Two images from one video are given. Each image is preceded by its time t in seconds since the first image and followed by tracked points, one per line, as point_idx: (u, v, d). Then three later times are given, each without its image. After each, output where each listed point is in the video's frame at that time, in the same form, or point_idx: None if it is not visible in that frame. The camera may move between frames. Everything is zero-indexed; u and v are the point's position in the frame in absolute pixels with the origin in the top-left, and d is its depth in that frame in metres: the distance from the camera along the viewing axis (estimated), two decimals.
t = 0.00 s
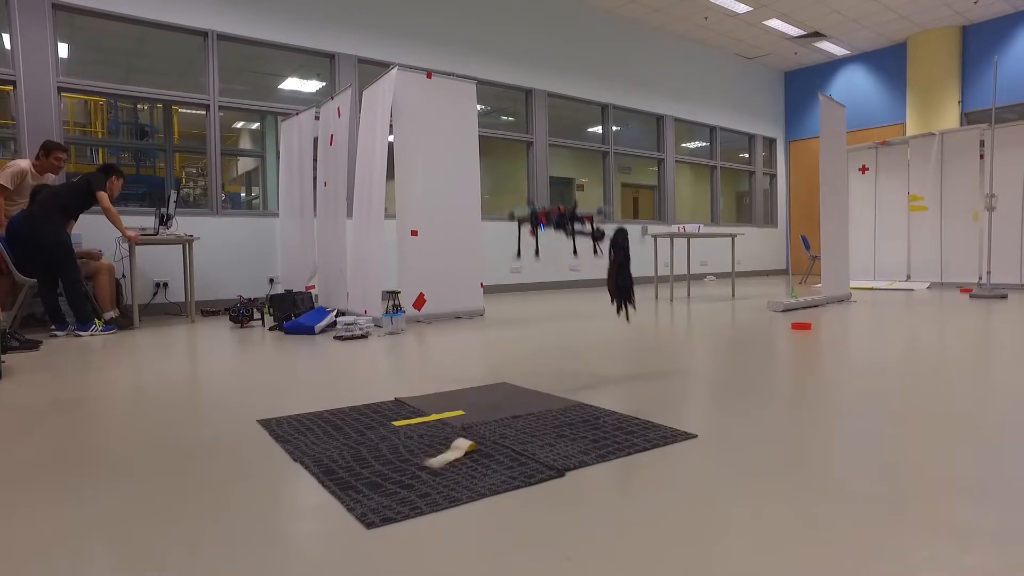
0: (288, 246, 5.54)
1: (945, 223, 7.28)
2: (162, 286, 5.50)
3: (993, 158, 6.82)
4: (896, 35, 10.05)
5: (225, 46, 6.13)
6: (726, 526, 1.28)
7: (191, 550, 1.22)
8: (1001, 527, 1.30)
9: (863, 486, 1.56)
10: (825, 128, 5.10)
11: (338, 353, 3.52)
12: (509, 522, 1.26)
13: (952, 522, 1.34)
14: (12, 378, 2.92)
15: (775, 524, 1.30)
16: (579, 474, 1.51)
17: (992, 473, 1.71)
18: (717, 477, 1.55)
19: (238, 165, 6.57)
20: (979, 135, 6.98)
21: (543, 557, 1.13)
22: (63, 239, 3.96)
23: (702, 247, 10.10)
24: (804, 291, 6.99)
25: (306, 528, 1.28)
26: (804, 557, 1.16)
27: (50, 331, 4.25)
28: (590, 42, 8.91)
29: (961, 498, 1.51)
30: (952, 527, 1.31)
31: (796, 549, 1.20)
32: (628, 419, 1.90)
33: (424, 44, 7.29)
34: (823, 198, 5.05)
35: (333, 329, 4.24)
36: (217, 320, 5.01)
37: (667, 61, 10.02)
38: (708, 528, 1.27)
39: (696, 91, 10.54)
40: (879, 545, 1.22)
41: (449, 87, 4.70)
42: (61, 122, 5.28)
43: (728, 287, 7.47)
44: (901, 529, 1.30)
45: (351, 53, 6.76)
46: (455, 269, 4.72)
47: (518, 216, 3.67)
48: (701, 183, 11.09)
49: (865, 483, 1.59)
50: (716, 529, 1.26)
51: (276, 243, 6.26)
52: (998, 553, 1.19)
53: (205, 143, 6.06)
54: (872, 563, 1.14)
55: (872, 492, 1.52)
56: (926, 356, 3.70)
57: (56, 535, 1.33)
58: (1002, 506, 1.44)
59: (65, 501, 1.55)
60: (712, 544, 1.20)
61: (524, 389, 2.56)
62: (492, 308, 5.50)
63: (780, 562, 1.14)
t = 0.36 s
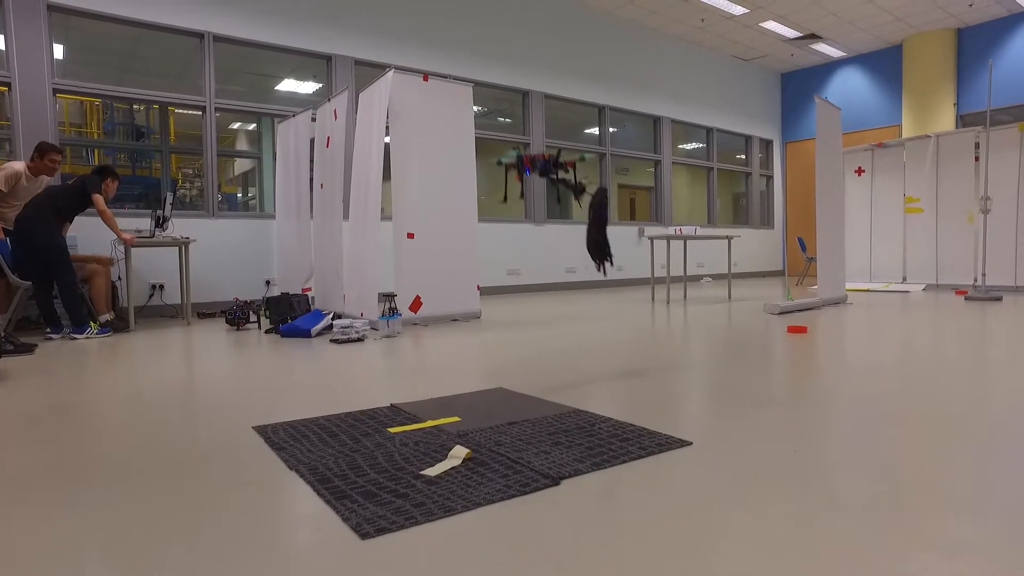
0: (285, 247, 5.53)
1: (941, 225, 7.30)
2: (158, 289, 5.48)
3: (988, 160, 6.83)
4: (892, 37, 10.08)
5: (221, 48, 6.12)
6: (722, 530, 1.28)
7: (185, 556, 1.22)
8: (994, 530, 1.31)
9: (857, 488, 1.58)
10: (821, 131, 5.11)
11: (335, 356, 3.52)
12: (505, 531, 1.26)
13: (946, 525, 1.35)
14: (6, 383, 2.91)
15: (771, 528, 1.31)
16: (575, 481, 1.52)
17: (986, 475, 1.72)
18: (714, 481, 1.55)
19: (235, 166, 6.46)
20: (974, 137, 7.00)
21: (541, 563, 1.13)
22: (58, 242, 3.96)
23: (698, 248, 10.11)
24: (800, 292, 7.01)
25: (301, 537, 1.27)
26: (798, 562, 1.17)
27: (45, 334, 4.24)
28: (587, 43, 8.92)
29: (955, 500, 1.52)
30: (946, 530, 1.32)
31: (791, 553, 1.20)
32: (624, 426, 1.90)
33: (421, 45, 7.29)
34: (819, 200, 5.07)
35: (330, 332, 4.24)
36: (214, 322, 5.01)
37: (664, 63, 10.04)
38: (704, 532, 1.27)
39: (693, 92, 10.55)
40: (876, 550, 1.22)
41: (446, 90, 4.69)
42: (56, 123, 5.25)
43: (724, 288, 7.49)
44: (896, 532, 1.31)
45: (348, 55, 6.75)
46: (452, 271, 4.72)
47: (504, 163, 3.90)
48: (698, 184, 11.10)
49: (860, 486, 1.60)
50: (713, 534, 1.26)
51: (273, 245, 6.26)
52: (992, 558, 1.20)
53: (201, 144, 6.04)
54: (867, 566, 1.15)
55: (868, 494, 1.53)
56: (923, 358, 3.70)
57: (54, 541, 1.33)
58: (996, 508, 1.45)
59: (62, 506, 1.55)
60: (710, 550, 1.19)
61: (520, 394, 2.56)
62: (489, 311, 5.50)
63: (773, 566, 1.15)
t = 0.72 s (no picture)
0: (284, 251, 5.53)
1: (939, 228, 7.32)
2: (157, 292, 5.48)
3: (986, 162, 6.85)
4: (890, 40, 10.10)
5: (221, 51, 6.11)
6: (724, 542, 1.29)
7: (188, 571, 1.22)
8: (994, 539, 1.33)
9: (857, 496, 1.59)
10: (820, 136, 5.13)
11: (335, 361, 3.52)
12: (511, 546, 1.27)
13: (947, 534, 1.36)
14: (6, 390, 2.91)
15: (775, 539, 1.32)
16: (578, 493, 1.53)
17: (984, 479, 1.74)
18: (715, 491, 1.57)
19: (234, 168, 6.52)
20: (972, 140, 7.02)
21: None
22: (57, 247, 3.95)
23: (697, 250, 10.13)
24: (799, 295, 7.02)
25: (304, 552, 1.27)
26: None
27: (43, 338, 4.24)
28: (586, 45, 8.92)
29: (955, 506, 1.53)
30: (944, 539, 1.34)
31: (791, 567, 1.21)
32: (625, 438, 1.91)
33: (421, 48, 7.28)
34: (818, 204, 5.09)
35: (330, 336, 4.24)
36: (214, 326, 5.01)
37: (662, 65, 10.04)
38: (708, 545, 1.28)
39: (692, 94, 10.56)
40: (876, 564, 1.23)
41: (445, 95, 4.69)
42: (55, 126, 5.23)
43: (724, 292, 7.49)
44: (896, 541, 1.33)
45: (347, 58, 6.74)
46: (451, 275, 4.72)
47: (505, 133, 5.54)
48: (696, 185, 11.10)
49: (860, 493, 1.62)
50: (716, 546, 1.27)
51: (272, 248, 6.25)
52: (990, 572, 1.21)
53: (200, 146, 6.00)
54: None
55: (869, 504, 1.54)
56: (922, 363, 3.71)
57: (61, 552, 1.34)
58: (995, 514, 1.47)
59: (66, 515, 1.56)
60: (712, 565, 1.20)
61: (521, 402, 2.57)
62: (489, 315, 5.50)
63: None
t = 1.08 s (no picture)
0: (283, 254, 5.52)
1: (939, 231, 7.32)
2: (156, 296, 5.48)
3: (985, 165, 6.84)
4: (890, 42, 10.10)
5: (221, 54, 6.10)
6: (721, 556, 1.30)
7: None
8: (991, 549, 1.33)
9: (854, 505, 1.59)
10: (820, 141, 5.13)
11: (334, 367, 3.52)
12: (508, 561, 1.27)
13: (943, 545, 1.36)
14: (6, 395, 2.92)
15: (771, 552, 1.32)
16: (576, 508, 1.53)
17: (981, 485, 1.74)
18: (713, 503, 1.57)
19: (233, 170, 6.50)
20: (972, 144, 7.02)
21: None
22: (56, 252, 3.95)
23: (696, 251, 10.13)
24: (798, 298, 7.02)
25: (300, 568, 1.27)
26: None
27: (42, 343, 4.23)
28: (586, 48, 8.92)
29: (952, 513, 1.53)
30: (940, 550, 1.34)
31: None
32: (624, 449, 1.91)
33: (421, 51, 7.28)
34: (818, 209, 5.09)
35: (329, 342, 4.24)
36: (213, 330, 5.02)
37: (662, 66, 10.04)
38: (705, 559, 1.29)
39: (691, 95, 10.55)
40: None
41: (445, 100, 4.69)
42: (54, 129, 5.23)
43: (723, 295, 7.49)
44: (892, 552, 1.33)
45: (347, 61, 6.73)
46: (450, 279, 4.72)
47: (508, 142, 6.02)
48: (696, 187, 11.10)
49: (857, 501, 1.62)
50: (713, 560, 1.28)
51: (271, 251, 6.25)
52: None
53: (199, 149, 5.99)
54: None
55: (867, 512, 1.54)
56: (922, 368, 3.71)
57: (58, 565, 1.34)
58: (992, 522, 1.47)
59: (65, 524, 1.57)
60: None
61: (520, 410, 2.57)
62: (488, 319, 5.50)
63: None
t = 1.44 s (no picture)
0: (285, 255, 5.52)
1: (938, 232, 7.33)
2: (157, 297, 5.48)
3: (985, 166, 6.85)
4: (889, 43, 10.10)
5: (222, 56, 6.10)
6: (722, 559, 1.30)
7: None
8: (991, 551, 1.34)
9: (854, 507, 1.60)
10: (820, 143, 5.13)
11: (335, 369, 3.52)
12: (510, 567, 1.27)
13: (942, 547, 1.37)
14: (7, 397, 2.92)
15: (771, 554, 1.33)
16: (578, 512, 1.53)
17: (981, 486, 1.75)
18: (713, 506, 1.57)
19: (233, 170, 6.49)
20: (971, 145, 7.03)
21: None
22: (56, 254, 3.94)
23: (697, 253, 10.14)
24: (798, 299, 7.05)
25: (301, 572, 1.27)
26: None
27: (43, 345, 4.23)
28: (586, 48, 8.92)
29: (952, 515, 1.54)
30: (940, 552, 1.34)
31: None
32: (625, 453, 1.92)
33: (421, 52, 7.28)
34: (818, 210, 5.09)
35: (330, 343, 4.25)
36: (214, 332, 5.03)
37: (662, 67, 10.04)
38: (705, 562, 1.29)
39: (691, 96, 10.55)
40: None
41: (445, 102, 4.68)
42: (54, 129, 5.22)
43: (723, 296, 7.50)
44: (892, 555, 1.33)
45: (348, 63, 6.74)
46: (451, 280, 4.72)
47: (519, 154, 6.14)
48: (696, 187, 11.10)
49: (858, 503, 1.62)
50: (713, 563, 1.28)
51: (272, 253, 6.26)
52: None
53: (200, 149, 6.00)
54: None
55: (867, 514, 1.55)
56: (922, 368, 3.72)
57: (60, 567, 1.34)
58: (992, 522, 1.48)
59: (65, 524, 1.57)
60: None
61: (521, 413, 2.58)
62: (488, 321, 5.50)
63: None
